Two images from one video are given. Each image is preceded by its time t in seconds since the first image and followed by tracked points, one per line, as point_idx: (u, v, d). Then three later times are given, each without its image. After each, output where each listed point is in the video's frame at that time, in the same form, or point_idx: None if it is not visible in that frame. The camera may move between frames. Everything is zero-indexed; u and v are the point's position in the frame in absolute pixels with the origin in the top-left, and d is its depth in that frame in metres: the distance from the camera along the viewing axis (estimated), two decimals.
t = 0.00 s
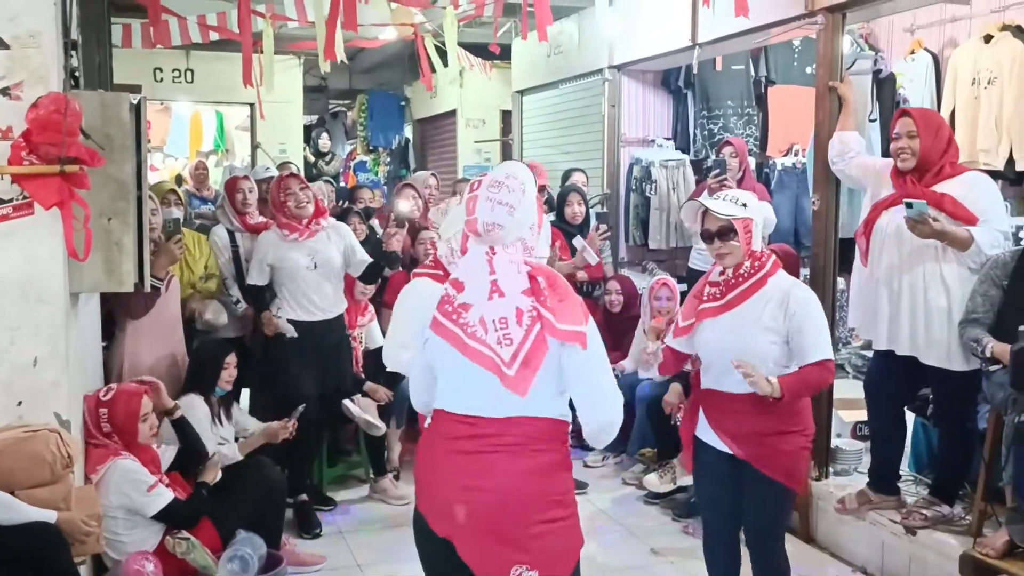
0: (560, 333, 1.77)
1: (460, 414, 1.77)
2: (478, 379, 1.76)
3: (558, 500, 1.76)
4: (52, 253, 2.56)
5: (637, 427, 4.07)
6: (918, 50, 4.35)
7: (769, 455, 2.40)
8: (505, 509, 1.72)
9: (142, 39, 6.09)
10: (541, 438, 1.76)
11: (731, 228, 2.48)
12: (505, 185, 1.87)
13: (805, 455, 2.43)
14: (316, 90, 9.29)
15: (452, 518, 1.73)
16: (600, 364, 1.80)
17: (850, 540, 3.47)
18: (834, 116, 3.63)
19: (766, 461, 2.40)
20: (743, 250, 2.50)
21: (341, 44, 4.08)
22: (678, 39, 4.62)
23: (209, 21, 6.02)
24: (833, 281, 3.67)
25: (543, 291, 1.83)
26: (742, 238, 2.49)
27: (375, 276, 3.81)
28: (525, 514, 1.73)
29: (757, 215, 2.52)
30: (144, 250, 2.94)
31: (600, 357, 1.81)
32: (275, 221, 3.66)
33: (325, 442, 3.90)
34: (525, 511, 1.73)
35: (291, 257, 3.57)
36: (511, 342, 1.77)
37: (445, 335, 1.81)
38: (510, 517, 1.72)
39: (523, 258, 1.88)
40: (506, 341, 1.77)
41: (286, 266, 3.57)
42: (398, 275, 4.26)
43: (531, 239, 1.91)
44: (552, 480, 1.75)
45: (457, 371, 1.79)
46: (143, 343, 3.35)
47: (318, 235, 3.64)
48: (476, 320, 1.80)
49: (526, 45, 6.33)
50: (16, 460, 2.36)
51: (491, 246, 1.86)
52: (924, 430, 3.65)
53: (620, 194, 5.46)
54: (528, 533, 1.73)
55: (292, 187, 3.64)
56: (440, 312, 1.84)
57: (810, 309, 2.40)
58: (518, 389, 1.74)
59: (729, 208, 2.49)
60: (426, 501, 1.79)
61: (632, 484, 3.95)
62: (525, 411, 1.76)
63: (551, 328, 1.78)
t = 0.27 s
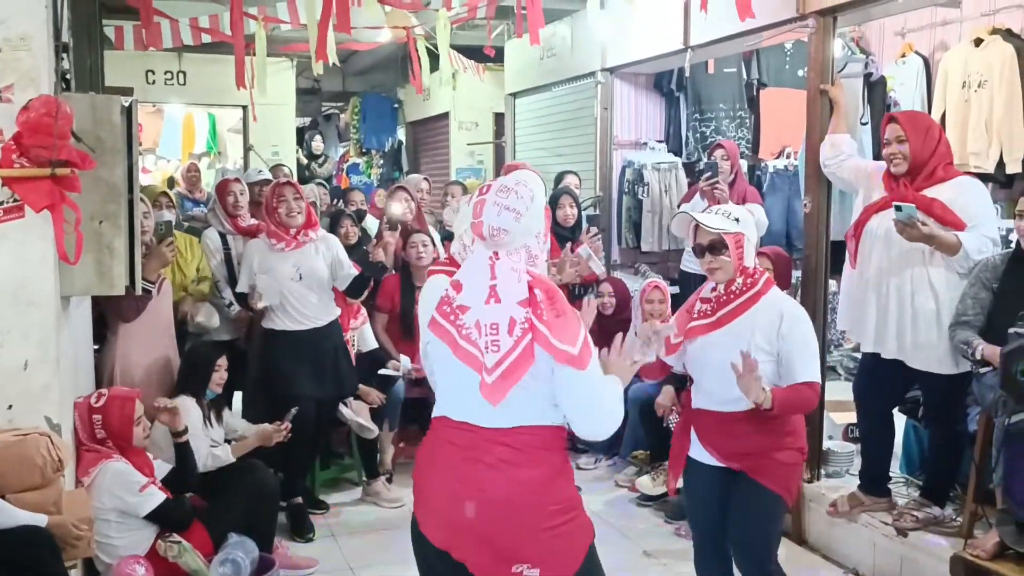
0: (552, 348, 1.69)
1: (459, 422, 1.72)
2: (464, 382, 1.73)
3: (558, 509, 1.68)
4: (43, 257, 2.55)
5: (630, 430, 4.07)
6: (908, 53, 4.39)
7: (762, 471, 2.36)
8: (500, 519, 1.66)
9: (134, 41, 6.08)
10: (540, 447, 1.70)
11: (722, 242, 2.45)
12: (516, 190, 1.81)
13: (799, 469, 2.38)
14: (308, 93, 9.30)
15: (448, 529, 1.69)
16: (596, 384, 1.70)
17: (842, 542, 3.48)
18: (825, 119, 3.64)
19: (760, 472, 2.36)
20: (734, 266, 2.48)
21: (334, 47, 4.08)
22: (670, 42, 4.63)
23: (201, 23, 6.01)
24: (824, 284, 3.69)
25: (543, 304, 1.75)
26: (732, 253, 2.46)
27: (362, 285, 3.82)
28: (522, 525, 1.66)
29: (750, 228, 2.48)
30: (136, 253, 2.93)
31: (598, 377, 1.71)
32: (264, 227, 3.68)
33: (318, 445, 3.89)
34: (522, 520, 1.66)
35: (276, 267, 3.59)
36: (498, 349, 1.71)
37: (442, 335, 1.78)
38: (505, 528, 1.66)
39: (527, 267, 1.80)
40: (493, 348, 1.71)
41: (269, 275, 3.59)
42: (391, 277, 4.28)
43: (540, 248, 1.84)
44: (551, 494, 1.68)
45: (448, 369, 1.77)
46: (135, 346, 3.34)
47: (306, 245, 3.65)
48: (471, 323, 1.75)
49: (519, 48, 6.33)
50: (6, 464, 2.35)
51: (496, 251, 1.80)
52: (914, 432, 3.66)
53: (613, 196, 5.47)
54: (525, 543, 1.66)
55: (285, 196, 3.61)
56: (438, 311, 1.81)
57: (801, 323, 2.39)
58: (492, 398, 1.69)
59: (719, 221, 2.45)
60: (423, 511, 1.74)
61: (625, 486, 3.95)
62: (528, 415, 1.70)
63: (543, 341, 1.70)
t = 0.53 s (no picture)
0: (605, 351, 1.69)
1: (494, 424, 1.70)
2: (516, 391, 1.69)
3: (586, 515, 1.69)
4: (35, 258, 2.54)
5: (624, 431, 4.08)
6: (902, 55, 4.40)
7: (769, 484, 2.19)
8: (533, 521, 1.66)
9: (128, 42, 6.07)
10: (576, 454, 1.69)
11: (726, 238, 2.25)
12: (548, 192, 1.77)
13: (813, 488, 2.20)
14: (302, 94, 9.31)
15: (476, 528, 1.68)
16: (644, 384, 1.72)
17: (835, 543, 3.49)
18: (818, 122, 3.66)
19: (766, 491, 2.19)
20: (740, 263, 2.26)
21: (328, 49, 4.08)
22: (664, 44, 4.63)
23: (195, 24, 6.00)
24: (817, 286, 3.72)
25: (591, 304, 1.74)
26: (737, 250, 2.25)
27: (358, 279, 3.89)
28: (551, 530, 1.67)
29: (758, 224, 2.26)
30: (129, 254, 2.92)
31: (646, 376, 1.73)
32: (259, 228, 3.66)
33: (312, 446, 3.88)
34: (553, 525, 1.66)
35: (279, 261, 3.57)
36: (557, 353, 1.70)
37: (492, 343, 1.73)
38: (533, 530, 1.66)
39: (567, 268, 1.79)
40: (551, 352, 1.70)
41: (274, 269, 3.57)
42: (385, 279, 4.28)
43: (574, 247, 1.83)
44: (588, 493, 1.69)
45: (496, 380, 1.72)
46: (128, 347, 3.33)
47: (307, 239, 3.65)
48: (522, 331, 1.72)
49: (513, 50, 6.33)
50: None
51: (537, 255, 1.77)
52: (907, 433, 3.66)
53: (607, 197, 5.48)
54: (555, 547, 1.67)
55: (275, 195, 3.63)
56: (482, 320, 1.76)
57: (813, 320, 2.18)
58: (558, 402, 1.67)
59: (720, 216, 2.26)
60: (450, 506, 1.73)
61: (619, 488, 3.95)
62: (557, 419, 1.68)
63: (598, 343, 1.70)
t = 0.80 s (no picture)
0: (608, 343, 1.81)
1: (502, 428, 1.78)
2: (522, 389, 1.78)
3: (596, 503, 1.80)
4: (18, 260, 2.53)
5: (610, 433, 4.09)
6: (886, 59, 4.44)
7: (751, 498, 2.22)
8: (552, 516, 1.76)
9: (113, 43, 6.04)
10: (582, 445, 1.80)
11: (710, 244, 2.30)
12: (550, 193, 1.86)
13: (801, 505, 2.22)
14: (289, 96, 9.30)
15: (497, 530, 1.76)
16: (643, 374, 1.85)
17: (819, 545, 3.51)
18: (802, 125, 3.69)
19: (750, 503, 2.22)
20: (725, 268, 2.31)
21: (315, 50, 4.07)
22: (650, 47, 4.65)
23: (180, 26, 5.97)
24: (802, 289, 3.74)
25: (588, 299, 1.86)
26: (722, 255, 2.30)
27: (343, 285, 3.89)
28: (568, 523, 1.77)
29: (742, 228, 2.29)
30: (113, 256, 2.90)
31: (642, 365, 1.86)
32: (247, 228, 3.64)
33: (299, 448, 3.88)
34: (569, 517, 1.77)
35: (269, 263, 3.56)
36: (557, 349, 1.80)
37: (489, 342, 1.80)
38: (552, 526, 1.76)
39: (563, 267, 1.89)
40: (552, 349, 1.79)
41: (263, 271, 3.55)
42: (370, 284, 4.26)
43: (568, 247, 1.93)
44: (599, 485, 1.80)
45: (498, 377, 1.80)
46: (113, 349, 3.32)
47: (293, 242, 3.66)
48: (520, 328, 1.80)
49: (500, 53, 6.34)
50: None
51: (536, 253, 1.86)
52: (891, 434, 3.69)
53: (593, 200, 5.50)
54: (574, 539, 1.77)
55: (270, 195, 3.63)
56: (478, 318, 1.83)
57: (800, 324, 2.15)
58: (564, 396, 1.77)
59: (705, 220, 2.31)
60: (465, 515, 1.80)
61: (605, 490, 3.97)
62: (559, 417, 1.78)
63: (598, 336, 1.82)
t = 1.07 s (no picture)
0: (575, 330, 1.85)
1: (469, 424, 1.76)
2: (492, 387, 1.77)
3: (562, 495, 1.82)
4: None
5: (589, 434, 4.11)
6: (863, 63, 4.49)
7: (716, 496, 2.26)
8: (520, 511, 1.76)
9: (90, 42, 5.99)
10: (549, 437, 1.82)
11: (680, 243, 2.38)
12: (504, 190, 1.90)
13: (765, 503, 2.25)
14: (269, 96, 9.27)
15: (467, 525, 1.75)
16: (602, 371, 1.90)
17: (797, 544, 3.54)
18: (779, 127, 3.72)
19: (715, 502, 2.26)
20: (694, 267, 2.39)
21: (294, 51, 4.05)
22: (630, 48, 4.67)
23: (158, 25, 5.93)
24: (780, 291, 3.77)
25: (550, 291, 1.89)
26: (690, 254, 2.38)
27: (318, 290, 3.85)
28: (538, 515, 1.78)
29: (714, 230, 2.36)
30: (89, 256, 2.88)
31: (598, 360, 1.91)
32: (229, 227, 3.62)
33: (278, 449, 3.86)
34: (539, 510, 1.78)
35: (246, 264, 3.55)
36: (524, 342, 1.80)
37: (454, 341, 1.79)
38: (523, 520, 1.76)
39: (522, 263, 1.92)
40: (520, 342, 1.80)
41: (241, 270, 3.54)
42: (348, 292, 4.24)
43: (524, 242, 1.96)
44: (563, 479, 1.82)
45: (467, 373, 1.78)
46: (90, 350, 3.29)
47: (273, 246, 3.64)
48: (486, 323, 1.80)
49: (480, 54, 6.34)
50: None
51: (490, 249, 1.88)
52: (867, 434, 3.72)
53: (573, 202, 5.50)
54: (542, 533, 1.79)
55: (260, 196, 3.64)
56: (448, 315, 1.80)
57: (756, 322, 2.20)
58: (534, 389, 1.77)
59: (679, 219, 2.38)
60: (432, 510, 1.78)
61: (584, 490, 3.98)
62: (528, 410, 1.78)
63: (564, 325, 1.85)
